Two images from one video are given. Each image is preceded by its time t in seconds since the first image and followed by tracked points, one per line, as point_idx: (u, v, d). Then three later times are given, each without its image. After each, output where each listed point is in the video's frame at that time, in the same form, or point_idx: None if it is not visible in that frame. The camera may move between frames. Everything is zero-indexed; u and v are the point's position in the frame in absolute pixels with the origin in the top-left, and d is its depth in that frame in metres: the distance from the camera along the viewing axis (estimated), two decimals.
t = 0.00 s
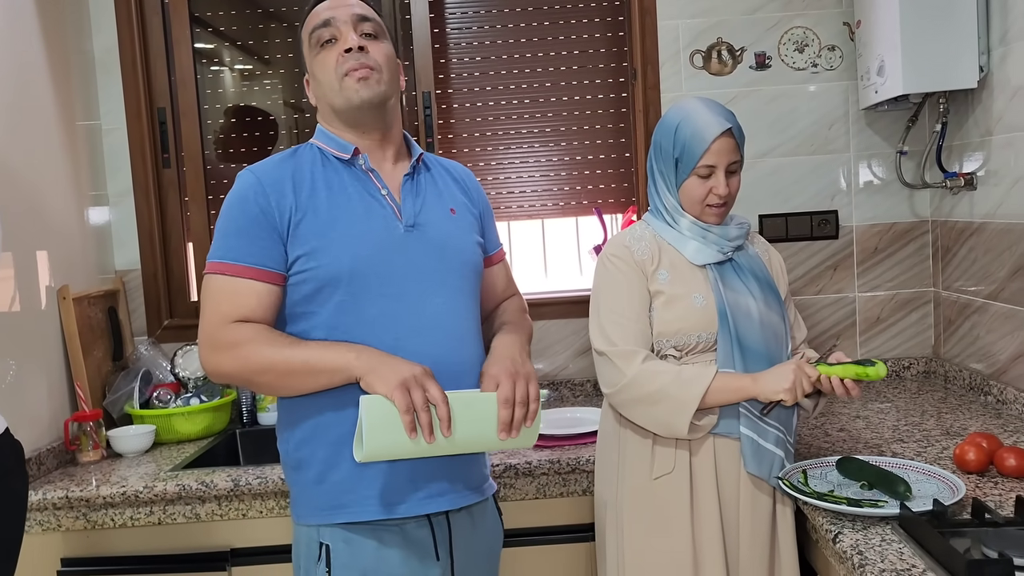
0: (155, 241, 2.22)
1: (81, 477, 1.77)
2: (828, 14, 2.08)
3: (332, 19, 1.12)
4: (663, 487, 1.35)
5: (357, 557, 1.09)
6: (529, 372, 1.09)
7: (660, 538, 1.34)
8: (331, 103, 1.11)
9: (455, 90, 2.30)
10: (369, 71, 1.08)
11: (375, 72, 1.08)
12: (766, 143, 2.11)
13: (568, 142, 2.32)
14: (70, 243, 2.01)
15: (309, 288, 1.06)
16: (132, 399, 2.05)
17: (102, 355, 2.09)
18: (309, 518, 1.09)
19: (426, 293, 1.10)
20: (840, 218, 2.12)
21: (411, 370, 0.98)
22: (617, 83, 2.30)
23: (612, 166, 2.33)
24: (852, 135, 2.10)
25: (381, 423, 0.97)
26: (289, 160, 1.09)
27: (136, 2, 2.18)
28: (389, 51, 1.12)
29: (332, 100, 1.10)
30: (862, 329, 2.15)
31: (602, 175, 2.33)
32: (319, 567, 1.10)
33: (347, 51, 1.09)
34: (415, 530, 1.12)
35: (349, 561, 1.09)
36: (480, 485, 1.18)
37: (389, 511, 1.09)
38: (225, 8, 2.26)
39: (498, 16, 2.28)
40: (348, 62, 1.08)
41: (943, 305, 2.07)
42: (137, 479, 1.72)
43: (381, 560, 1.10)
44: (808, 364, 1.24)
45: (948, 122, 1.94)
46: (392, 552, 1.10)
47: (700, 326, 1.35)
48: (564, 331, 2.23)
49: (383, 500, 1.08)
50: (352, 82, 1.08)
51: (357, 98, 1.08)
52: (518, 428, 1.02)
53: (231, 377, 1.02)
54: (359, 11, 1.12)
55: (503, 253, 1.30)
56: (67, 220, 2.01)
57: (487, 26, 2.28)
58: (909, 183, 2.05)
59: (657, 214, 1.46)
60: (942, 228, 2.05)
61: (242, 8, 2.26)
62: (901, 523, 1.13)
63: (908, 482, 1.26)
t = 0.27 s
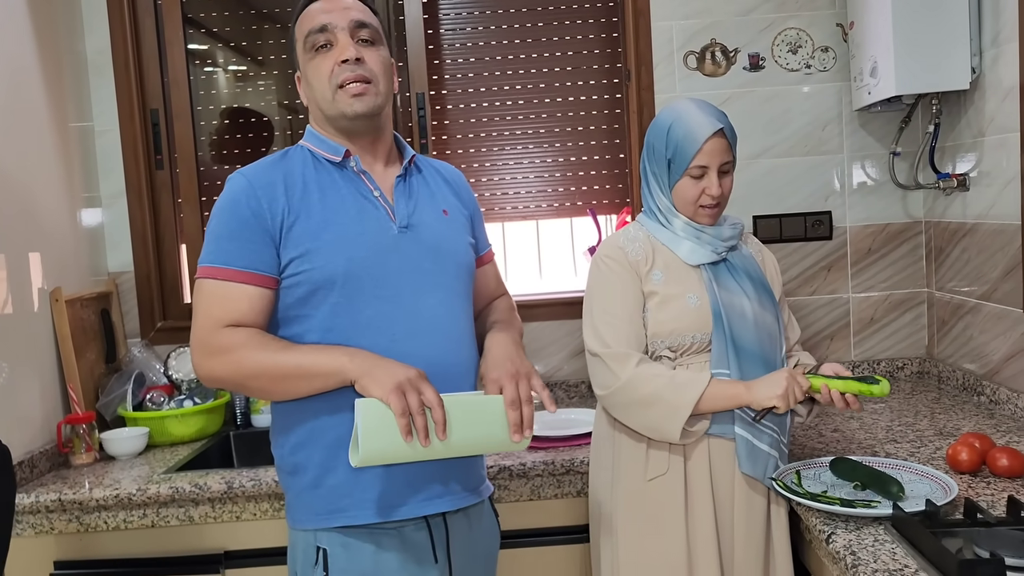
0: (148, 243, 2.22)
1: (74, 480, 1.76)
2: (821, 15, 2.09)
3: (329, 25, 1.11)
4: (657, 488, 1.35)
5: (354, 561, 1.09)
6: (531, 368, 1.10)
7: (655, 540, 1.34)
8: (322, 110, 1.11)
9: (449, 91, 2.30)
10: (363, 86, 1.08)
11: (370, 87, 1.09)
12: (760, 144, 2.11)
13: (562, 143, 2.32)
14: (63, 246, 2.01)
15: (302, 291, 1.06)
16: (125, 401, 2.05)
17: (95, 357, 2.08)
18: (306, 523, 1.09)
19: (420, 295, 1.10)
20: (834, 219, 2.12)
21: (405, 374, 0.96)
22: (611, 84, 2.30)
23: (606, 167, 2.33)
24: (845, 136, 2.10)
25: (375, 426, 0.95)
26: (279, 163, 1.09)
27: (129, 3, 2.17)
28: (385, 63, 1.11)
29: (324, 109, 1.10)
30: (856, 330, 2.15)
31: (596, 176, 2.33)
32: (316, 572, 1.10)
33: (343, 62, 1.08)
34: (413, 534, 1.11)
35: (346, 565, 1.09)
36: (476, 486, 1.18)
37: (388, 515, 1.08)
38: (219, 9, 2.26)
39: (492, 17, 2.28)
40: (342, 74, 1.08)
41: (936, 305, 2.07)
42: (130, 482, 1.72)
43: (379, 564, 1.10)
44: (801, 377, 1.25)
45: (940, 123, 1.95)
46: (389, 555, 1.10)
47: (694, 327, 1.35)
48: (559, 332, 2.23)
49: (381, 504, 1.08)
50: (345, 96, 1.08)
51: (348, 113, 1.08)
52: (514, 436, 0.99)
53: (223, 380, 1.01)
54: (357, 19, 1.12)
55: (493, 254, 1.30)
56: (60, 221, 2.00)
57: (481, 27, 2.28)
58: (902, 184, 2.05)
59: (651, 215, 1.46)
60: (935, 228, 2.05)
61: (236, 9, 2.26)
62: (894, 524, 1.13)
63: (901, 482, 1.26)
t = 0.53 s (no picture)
0: (144, 247, 2.22)
1: (70, 484, 1.76)
2: (816, 19, 2.09)
3: (347, 32, 1.08)
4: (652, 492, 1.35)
5: (349, 563, 1.09)
6: (503, 372, 1.09)
7: (651, 544, 1.34)
8: (328, 116, 1.09)
9: (445, 95, 2.30)
10: (375, 101, 1.08)
11: (381, 101, 1.08)
12: (756, 148, 2.12)
13: (558, 146, 2.33)
14: (59, 250, 2.00)
15: (300, 295, 1.06)
16: (121, 405, 2.05)
17: (91, 361, 2.08)
18: (301, 525, 1.09)
19: (417, 298, 1.10)
20: (830, 222, 2.13)
21: (410, 377, 0.98)
22: (607, 87, 2.30)
23: (602, 170, 2.33)
24: (840, 140, 2.11)
25: (382, 430, 0.96)
26: (276, 164, 1.08)
27: (125, 8, 2.18)
28: (396, 76, 1.11)
29: (331, 116, 1.09)
30: (851, 333, 2.15)
31: (592, 179, 2.33)
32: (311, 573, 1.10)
33: (359, 74, 1.06)
34: (407, 534, 1.11)
35: (342, 566, 1.09)
36: (472, 489, 1.18)
37: (383, 518, 1.08)
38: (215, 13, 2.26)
39: (489, 20, 2.28)
40: (357, 87, 1.06)
41: (932, 308, 2.08)
42: (126, 486, 1.71)
43: (374, 566, 1.10)
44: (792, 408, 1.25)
45: (935, 127, 1.96)
46: (384, 557, 1.10)
47: (690, 331, 1.35)
48: (555, 336, 2.23)
49: (376, 508, 1.08)
50: (358, 110, 1.07)
51: (359, 126, 1.07)
52: (505, 426, 1.03)
53: (221, 386, 1.02)
54: (375, 27, 1.10)
55: (489, 254, 1.30)
56: (56, 225, 2.00)
57: (477, 31, 2.28)
58: (896, 188, 2.06)
59: (647, 218, 1.46)
60: (930, 231, 2.06)
61: (232, 13, 2.26)
62: (889, 526, 1.13)
63: (897, 485, 1.26)
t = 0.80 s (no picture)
0: (143, 252, 2.22)
1: (68, 490, 1.76)
2: (813, 24, 2.10)
3: (416, 71, 1.07)
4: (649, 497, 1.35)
5: (343, 567, 1.09)
6: (504, 389, 1.10)
7: (648, 550, 1.34)
8: (371, 147, 1.09)
9: (443, 100, 2.31)
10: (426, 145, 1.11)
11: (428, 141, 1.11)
12: (753, 153, 2.13)
13: (556, 153, 2.33)
14: (57, 256, 2.00)
15: (299, 308, 1.06)
16: (119, 411, 2.05)
17: (89, 367, 2.08)
18: (295, 531, 1.09)
19: (416, 311, 1.11)
20: (827, 227, 2.13)
21: (402, 397, 0.98)
22: (605, 93, 2.31)
23: (600, 176, 2.34)
24: (838, 145, 2.11)
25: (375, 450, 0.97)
26: (279, 175, 1.08)
27: (124, 14, 2.18)
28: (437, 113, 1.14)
29: (380, 151, 1.09)
30: (849, 337, 2.16)
31: (590, 185, 2.34)
32: None
33: (419, 118, 1.08)
34: (401, 538, 1.11)
35: (336, 569, 1.09)
36: (464, 496, 1.19)
37: (376, 526, 1.08)
38: (214, 18, 2.26)
39: (487, 26, 2.29)
40: (418, 132, 1.09)
41: (929, 313, 2.08)
42: (124, 492, 1.71)
43: (367, 570, 1.09)
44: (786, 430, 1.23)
45: (932, 132, 1.96)
46: (378, 562, 1.10)
47: (689, 337, 1.36)
48: (553, 341, 2.24)
49: (370, 514, 1.08)
50: (411, 149, 1.09)
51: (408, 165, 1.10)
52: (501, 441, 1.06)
53: (218, 396, 1.02)
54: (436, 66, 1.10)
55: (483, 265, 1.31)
56: (54, 231, 2.00)
57: (475, 37, 2.29)
58: (894, 193, 2.07)
59: (646, 224, 1.46)
60: (927, 236, 2.06)
61: (231, 19, 2.26)
62: (888, 531, 1.13)
63: (895, 489, 1.27)
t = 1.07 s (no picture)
0: (142, 258, 2.22)
1: (67, 496, 1.76)
2: (811, 31, 2.11)
3: (429, 89, 1.09)
4: (649, 502, 1.35)
5: (345, 569, 1.09)
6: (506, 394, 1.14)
7: (647, 554, 1.35)
8: (378, 159, 1.10)
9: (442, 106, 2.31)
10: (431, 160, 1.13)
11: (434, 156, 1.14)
12: (751, 159, 2.13)
13: (556, 158, 2.34)
14: (56, 263, 2.01)
15: (308, 313, 1.06)
16: (118, 416, 2.05)
17: (88, 373, 2.08)
18: (297, 534, 1.09)
19: (421, 317, 1.11)
20: (825, 232, 2.14)
21: (416, 399, 1.00)
22: (603, 98, 2.32)
23: (599, 181, 2.34)
24: (835, 151, 2.12)
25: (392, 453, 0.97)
26: (286, 180, 1.08)
27: (123, 21, 2.18)
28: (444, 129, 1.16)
29: (387, 164, 1.10)
30: (847, 342, 2.16)
31: (589, 190, 2.34)
32: None
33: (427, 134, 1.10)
34: (400, 539, 1.11)
35: (337, 570, 1.09)
36: (464, 498, 1.19)
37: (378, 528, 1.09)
38: (214, 25, 2.27)
39: (485, 32, 2.30)
40: (426, 148, 1.11)
41: (927, 318, 2.08)
42: (123, 498, 1.71)
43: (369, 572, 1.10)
44: (789, 399, 1.23)
45: (929, 137, 1.97)
46: (378, 564, 1.10)
47: (688, 344, 1.36)
48: (552, 346, 2.24)
49: (372, 516, 1.08)
50: (417, 163, 1.12)
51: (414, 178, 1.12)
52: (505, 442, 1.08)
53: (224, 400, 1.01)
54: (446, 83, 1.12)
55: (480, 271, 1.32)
56: (53, 237, 2.00)
57: (473, 43, 2.30)
58: (891, 198, 2.07)
59: (644, 230, 1.46)
60: (924, 241, 2.07)
61: (231, 25, 2.27)
62: (886, 537, 1.13)
63: (893, 495, 1.27)
